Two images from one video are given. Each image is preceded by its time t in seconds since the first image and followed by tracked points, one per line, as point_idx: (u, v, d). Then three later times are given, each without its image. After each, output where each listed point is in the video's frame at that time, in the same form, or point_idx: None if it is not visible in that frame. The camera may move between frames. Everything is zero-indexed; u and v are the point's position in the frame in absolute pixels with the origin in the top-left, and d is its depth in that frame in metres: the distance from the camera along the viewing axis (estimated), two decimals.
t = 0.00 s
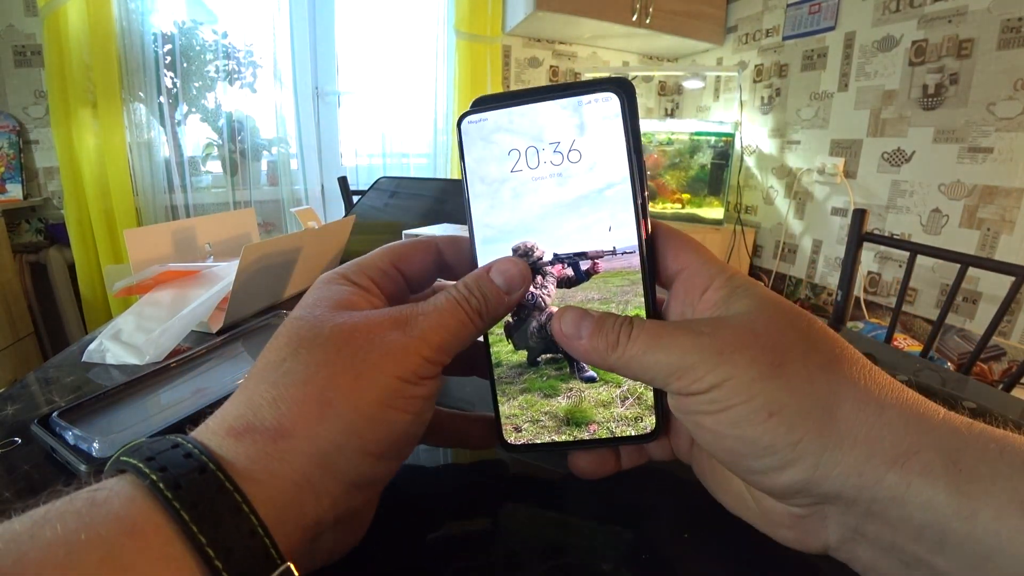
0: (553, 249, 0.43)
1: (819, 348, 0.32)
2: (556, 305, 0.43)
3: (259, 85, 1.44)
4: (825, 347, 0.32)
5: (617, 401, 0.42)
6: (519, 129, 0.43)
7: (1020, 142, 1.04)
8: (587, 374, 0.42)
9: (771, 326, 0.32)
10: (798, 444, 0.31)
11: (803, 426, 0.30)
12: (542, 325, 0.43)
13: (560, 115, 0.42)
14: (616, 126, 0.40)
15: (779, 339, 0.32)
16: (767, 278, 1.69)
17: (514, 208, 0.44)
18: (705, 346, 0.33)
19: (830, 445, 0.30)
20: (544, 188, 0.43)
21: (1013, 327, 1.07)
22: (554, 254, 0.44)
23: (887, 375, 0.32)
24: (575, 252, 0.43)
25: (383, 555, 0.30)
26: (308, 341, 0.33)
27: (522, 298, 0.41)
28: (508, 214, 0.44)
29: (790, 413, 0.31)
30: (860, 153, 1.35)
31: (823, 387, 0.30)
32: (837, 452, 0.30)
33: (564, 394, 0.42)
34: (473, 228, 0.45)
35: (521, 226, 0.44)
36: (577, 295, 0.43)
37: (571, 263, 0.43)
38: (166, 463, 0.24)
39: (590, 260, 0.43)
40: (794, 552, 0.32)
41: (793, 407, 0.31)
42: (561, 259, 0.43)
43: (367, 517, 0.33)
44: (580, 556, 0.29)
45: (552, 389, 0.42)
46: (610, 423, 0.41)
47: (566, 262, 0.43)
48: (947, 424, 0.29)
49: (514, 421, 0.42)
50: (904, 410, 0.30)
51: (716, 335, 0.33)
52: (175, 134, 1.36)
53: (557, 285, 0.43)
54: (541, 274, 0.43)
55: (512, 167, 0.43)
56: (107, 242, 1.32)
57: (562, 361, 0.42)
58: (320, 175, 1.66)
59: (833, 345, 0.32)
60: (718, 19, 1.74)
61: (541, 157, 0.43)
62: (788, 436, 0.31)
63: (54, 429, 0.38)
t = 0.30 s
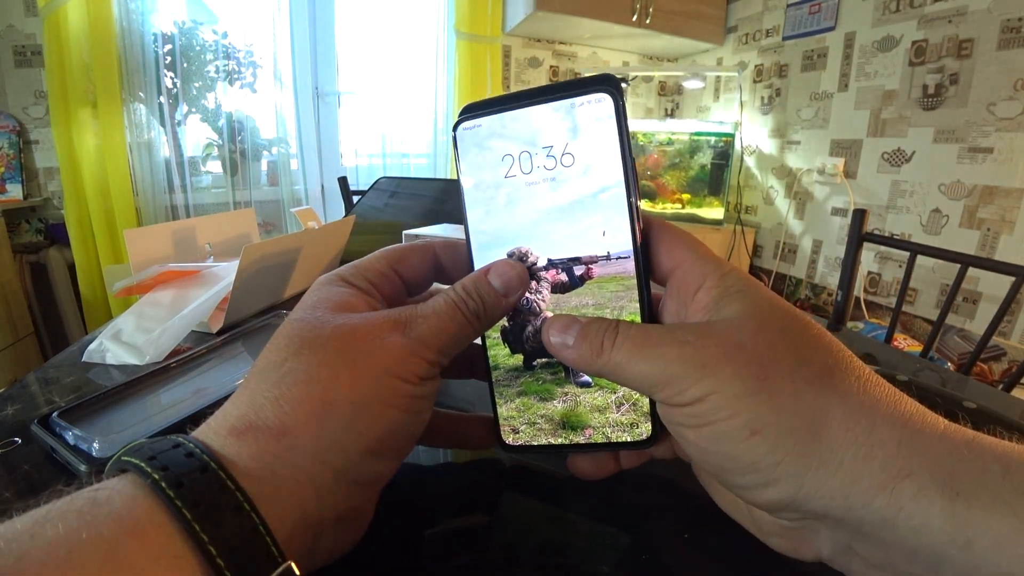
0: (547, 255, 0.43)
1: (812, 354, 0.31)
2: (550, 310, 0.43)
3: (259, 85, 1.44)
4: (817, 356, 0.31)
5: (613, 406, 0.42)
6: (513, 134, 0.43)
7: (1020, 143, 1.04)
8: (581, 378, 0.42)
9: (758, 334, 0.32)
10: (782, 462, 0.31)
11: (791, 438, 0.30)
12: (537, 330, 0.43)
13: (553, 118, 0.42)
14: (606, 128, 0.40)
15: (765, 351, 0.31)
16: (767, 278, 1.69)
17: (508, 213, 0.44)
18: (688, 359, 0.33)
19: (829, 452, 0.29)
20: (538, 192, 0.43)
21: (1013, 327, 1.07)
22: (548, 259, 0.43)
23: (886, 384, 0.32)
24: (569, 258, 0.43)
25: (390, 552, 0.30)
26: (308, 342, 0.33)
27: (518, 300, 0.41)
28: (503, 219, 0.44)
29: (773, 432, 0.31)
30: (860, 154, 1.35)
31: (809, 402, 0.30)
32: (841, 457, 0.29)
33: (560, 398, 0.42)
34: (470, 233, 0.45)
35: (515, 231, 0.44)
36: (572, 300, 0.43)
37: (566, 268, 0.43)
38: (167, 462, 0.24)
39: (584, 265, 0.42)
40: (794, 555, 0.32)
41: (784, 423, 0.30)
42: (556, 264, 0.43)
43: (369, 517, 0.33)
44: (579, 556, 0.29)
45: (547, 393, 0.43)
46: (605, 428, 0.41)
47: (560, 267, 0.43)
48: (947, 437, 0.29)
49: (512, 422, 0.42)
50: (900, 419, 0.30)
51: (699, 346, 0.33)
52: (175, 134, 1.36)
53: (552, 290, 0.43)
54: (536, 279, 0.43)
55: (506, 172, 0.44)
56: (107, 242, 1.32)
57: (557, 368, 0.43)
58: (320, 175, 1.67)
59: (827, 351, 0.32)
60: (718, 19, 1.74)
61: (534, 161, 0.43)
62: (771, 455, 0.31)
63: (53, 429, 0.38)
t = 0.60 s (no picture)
0: (544, 255, 0.43)
1: (812, 352, 0.31)
2: (550, 310, 0.43)
3: (259, 85, 1.45)
4: (818, 354, 0.31)
5: (614, 406, 0.41)
6: (509, 134, 0.43)
7: (1020, 143, 1.04)
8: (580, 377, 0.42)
9: (758, 331, 0.32)
10: (782, 460, 0.31)
11: (792, 436, 0.30)
12: (537, 330, 0.43)
13: (547, 119, 0.42)
14: (600, 128, 0.40)
15: (764, 350, 0.31)
16: (767, 278, 1.69)
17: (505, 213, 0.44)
18: (688, 355, 0.33)
19: (831, 448, 0.29)
20: (535, 193, 0.43)
21: (1013, 327, 1.07)
22: (546, 260, 0.43)
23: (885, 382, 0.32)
24: (567, 257, 0.43)
25: (394, 552, 0.30)
26: (308, 342, 0.33)
27: (518, 300, 0.41)
28: (500, 220, 0.45)
29: (772, 429, 0.31)
30: (860, 154, 1.35)
31: (809, 401, 0.30)
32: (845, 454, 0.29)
33: (561, 398, 0.42)
34: (468, 234, 0.46)
35: (513, 231, 0.44)
36: (570, 300, 0.43)
37: (564, 268, 0.43)
38: (167, 462, 0.24)
39: (582, 264, 0.42)
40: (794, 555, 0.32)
41: (784, 421, 0.30)
42: (553, 264, 0.43)
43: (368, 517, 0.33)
44: (579, 556, 0.29)
45: (549, 393, 0.43)
46: (606, 428, 0.41)
47: (558, 267, 0.43)
48: (950, 437, 0.29)
49: (513, 423, 0.42)
50: (902, 416, 0.30)
51: (699, 342, 0.33)
52: (175, 134, 1.36)
53: (551, 290, 0.43)
54: (535, 279, 0.43)
55: (502, 172, 0.44)
56: (107, 242, 1.32)
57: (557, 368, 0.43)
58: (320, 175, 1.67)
59: (829, 349, 0.32)
60: (718, 20, 1.74)
61: (530, 161, 0.43)
62: (770, 453, 0.31)
63: (53, 429, 0.38)
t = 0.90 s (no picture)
0: (545, 257, 0.43)
1: (815, 348, 0.31)
2: (550, 312, 0.43)
3: (259, 85, 1.45)
4: (820, 349, 0.31)
5: (614, 408, 0.41)
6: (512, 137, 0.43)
7: (1019, 143, 1.04)
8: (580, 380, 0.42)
9: (760, 327, 0.32)
10: (788, 452, 0.31)
11: (796, 429, 0.30)
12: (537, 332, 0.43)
13: (552, 122, 0.42)
14: (604, 133, 0.40)
15: (765, 343, 0.31)
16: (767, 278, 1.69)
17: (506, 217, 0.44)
18: (692, 351, 0.32)
19: (835, 441, 0.29)
20: (536, 197, 0.43)
21: (1013, 327, 1.07)
22: (547, 261, 0.43)
23: (889, 380, 0.32)
24: (568, 259, 0.43)
25: (395, 551, 0.30)
26: (309, 342, 0.33)
27: (518, 303, 0.41)
28: (501, 223, 0.44)
29: (776, 420, 0.31)
30: (860, 154, 1.35)
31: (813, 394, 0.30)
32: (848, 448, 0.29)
33: (561, 401, 0.42)
34: (469, 237, 0.45)
35: (513, 233, 0.44)
36: (571, 302, 0.43)
37: (565, 270, 0.43)
38: (167, 462, 0.24)
39: (583, 266, 0.42)
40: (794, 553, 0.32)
41: (788, 413, 0.30)
42: (554, 267, 0.43)
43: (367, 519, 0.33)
44: (579, 556, 0.29)
45: (547, 396, 0.42)
46: (607, 431, 0.41)
47: (559, 269, 0.43)
48: (951, 429, 0.29)
49: (512, 427, 0.42)
50: (904, 410, 0.30)
51: (701, 338, 0.32)
52: (175, 134, 1.36)
53: (551, 292, 0.43)
54: (535, 281, 0.43)
55: (505, 175, 0.44)
56: (107, 242, 1.32)
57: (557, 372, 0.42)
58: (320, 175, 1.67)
59: (831, 345, 0.32)
60: (718, 20, 1.74)
61: (533, 165, 0.43)
62: (776, 445, 0.31)
63: (53, 429, 0.38)
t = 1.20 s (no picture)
0: (544, 266, 0.43)
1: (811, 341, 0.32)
2: (550, 320, 0.42)
3: (259, 85, 1.45)
4: (821, 342, 0.32)
5: (614, 416, 0.40)
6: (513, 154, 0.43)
7: (1019, 143, 1.04)
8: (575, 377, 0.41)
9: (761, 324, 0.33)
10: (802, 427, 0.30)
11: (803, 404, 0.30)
12: (537, 341, 0.42)
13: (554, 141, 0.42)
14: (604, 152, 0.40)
15: (768, 330, 0.32)
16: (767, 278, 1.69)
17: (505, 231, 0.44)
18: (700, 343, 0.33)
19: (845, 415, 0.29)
20: (536, 211, 0.43)
21: (1013, 327, 1.07)
22: (547, 270, 0.43)
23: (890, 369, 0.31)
24: (566, 269, 0.43)
25: (396, 548, 0.30)
26: (312, 340, 0.33)
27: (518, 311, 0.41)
28: (501, 236, 0.44)
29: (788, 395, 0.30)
30: (860, 153, 1.35)
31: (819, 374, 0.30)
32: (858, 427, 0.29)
33: (561, 411, 0.41)
34: (468, 248, 0.45)
35: (513, 246, 0.44)
36: (570, 310, 0.43)
37: (564, 278, 0.43)
38: (167, 456, 0.24)
39: (581, 274, 0.42)
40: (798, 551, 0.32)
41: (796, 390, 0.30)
42: (554, 275, 0.43)
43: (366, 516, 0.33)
44: (580, 557, 0.29)
45: (546, 403, 0.41)
46: (608, 441, 0.40)
47: (558, 278, 0.43)
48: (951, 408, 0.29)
49: (511, 441, 0.40)
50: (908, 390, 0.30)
51: (708, 331, 0.33)
52: (175, 134, 1.36)
53: (551, 300, 0.43)
54: (535, 290, 0.43)
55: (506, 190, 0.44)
56: (107, 242, 1.32)
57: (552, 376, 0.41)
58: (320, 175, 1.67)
59: (828, 339, 0.32)
60: (718, 20, 1.75)
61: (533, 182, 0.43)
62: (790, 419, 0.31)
63: (53, 429, 0.38)
